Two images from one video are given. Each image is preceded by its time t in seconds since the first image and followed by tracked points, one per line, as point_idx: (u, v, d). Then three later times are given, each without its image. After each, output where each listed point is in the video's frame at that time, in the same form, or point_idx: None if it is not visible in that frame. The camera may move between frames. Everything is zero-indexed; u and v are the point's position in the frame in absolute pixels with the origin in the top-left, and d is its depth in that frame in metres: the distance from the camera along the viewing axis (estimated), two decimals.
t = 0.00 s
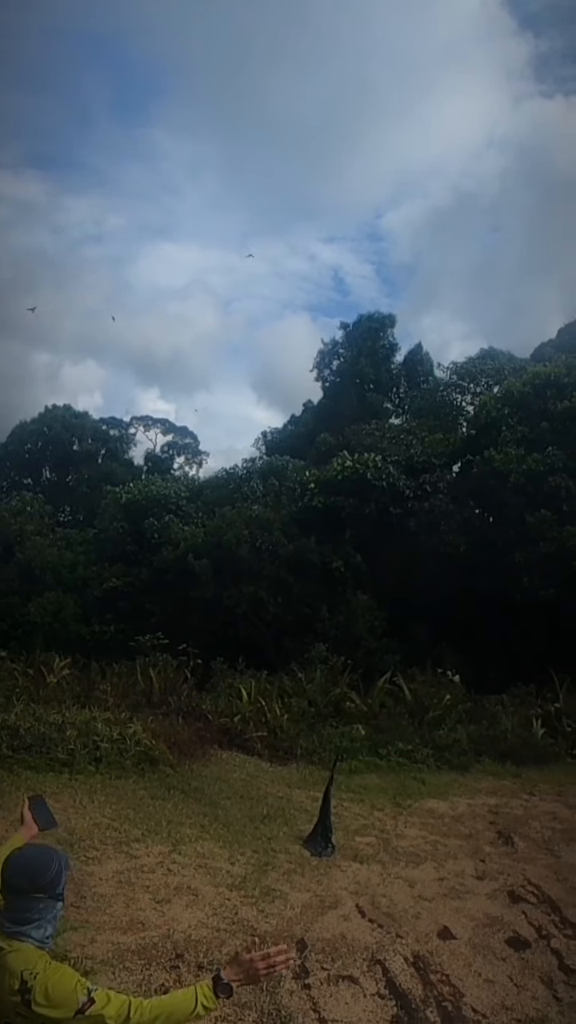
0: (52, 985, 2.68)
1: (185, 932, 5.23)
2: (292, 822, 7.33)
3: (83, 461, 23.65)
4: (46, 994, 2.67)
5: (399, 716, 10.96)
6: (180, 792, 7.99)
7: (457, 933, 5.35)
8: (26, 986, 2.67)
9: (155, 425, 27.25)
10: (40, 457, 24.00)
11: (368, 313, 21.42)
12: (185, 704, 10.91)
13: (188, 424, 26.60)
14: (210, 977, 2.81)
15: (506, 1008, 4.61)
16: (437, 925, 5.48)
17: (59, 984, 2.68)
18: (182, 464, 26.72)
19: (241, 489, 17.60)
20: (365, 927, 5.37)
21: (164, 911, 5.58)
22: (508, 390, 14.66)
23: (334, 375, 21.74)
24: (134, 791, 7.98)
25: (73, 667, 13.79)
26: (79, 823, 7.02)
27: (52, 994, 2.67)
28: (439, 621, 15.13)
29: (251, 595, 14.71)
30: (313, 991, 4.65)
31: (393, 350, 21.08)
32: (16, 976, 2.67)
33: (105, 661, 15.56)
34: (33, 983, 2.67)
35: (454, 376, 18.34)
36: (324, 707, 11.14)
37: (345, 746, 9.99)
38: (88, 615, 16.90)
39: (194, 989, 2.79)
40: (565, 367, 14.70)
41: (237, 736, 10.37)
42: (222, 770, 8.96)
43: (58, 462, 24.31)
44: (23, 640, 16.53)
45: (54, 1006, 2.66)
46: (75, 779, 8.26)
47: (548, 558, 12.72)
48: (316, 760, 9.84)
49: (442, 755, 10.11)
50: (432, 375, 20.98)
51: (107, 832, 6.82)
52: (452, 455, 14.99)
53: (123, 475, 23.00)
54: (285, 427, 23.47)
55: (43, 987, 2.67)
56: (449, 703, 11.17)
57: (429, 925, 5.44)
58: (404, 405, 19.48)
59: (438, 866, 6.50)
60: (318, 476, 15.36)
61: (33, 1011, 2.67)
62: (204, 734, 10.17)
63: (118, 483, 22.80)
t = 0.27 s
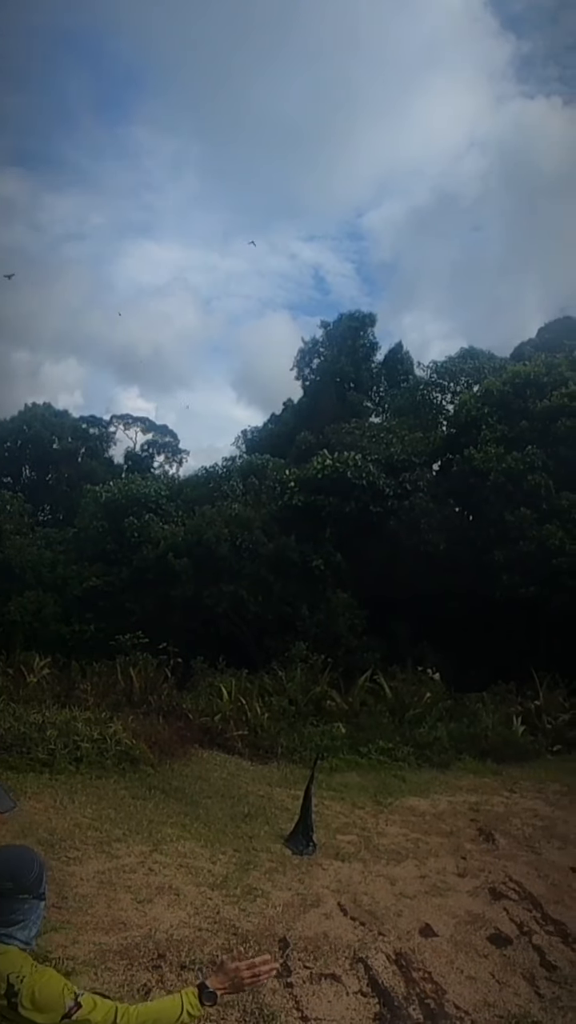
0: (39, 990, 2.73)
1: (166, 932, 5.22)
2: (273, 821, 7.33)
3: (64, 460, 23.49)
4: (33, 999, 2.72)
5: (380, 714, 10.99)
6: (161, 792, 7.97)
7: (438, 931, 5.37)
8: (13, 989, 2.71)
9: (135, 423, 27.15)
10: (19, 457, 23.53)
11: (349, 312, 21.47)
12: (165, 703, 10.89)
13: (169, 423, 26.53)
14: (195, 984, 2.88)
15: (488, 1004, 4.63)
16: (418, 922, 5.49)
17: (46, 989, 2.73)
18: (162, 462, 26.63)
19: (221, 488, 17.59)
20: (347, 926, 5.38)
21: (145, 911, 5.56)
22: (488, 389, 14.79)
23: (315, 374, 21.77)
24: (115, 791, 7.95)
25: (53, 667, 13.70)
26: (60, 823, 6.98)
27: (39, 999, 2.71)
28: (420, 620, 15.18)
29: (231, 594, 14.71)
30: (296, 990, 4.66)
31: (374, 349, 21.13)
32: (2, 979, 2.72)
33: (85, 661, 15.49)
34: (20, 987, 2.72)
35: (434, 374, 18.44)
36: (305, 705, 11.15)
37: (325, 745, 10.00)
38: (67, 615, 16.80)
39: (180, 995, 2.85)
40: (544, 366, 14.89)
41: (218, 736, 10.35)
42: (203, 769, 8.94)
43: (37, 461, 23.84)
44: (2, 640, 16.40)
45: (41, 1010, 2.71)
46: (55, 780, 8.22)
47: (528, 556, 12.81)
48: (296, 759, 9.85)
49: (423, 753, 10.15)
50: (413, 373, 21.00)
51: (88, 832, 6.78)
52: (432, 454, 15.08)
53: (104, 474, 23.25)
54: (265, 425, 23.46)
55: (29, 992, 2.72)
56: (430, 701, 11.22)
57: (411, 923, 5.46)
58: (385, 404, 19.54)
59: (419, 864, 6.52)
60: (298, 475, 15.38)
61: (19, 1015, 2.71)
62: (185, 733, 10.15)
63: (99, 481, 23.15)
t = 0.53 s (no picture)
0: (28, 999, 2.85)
1: (148, 934, 5.20)
2: (254, 821, 7.32)
3: (44, 460, 23.20)
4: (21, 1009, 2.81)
5: (360, 714, 11.02)
6: (141, 792, 7.95)
7: (419, 929, 5.39)
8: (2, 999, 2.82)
9: (114, 423, 27.05)
10: None
11: (328, 312, 21.53)
12: (145, 703, 10.85)
13: (148, 422, 26.45)
14: (179, 994, 3.36)
15: (470, 1002, 4.65)
16: (400, 922, 5.51)
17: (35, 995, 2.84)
18: (142, 462, 26.55)
19: (201, 488, 17.58)
20: (328, 925, 5.39)
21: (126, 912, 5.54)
22: (467, 390, 14.88)
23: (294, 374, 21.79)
24: (94, 792, 7.91)
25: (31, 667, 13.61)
26: (39, 825, 6.94)
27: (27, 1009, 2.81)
28: (400, 619, 15.23)
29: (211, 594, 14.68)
30: (278, 990, 4.66)
31: (353, 349, 21.19)
32: None
33: (64, 662, 15.40)
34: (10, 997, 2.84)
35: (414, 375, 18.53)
36: (285, 705, 11.16)
37: (306, 745, 10.01)
38: (46, 616, 16.70)
39: (165, 1002, 3.34)
40: (522, 367, 15.06)
41: (198, 736, 10.32)
42: (183, 770, 8.92)
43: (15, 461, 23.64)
44: None
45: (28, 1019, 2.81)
46: (35, 781, 8.17)
47: (507, 556, 12.88)
48: (276, 759, 9.85)
49: (402, 752, 10.19)
50: (392, 373, 21.07)
51: (67, 833, 6.75)
52: (411, 453, 15.15)
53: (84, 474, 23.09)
54: (244, 425, 23.45)
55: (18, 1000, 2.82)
56: (409, 700, 11.26)
57: (392, 922, 5.48)
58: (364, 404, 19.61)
59: (400, 863, 6.54)
60: (277, 475, 15.39)
61: None
62: (165, 733, 10.12)
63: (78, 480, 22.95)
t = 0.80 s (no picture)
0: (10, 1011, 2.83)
1: (129, 936, 5.18)
2: (235, 821, 7.31)
3: (23, 459, 22.98)
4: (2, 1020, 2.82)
5: (340, 713, 11.04)
6: (121, 793, 7.92)
7: (401, 929, 5.40)
8: None
9: (94, 422, 26.91)
10: None
11: (308, 312, 21.56)
12: (125, 704, 10.81)
13: (128, 422, 26.34)
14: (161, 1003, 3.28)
15: (452, 1001, 4.66)
16: (381, 921, 5.52)
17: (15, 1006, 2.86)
18: (121, 462, 26.43)
19: (180, 487, 17.54)
20: (310, 925, 5.39)
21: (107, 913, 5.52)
22: (446, 390, 14.95)
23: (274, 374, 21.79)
24: (74, 794, 7.87)
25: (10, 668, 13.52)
26: (19, 827, 6.89)
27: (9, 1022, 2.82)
28: (380, 619, 15.26)
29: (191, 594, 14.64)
30: (260, 990, 4.66)
31: (333, 348, 21.22)
32: None
33: (43, 663, 15.30)
34: None
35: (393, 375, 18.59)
36: (265, 705, 11.15)
37: (286, 745, 10.02)
38: (25, 616, 16.58)
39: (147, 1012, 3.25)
40: (502, 367, 15.17)
41: (178, 736, 10.29)
42: (163, 771, 8.90)
43: None
44: None
45: None
46: (14, 783, 8.11)
47: (486, 555, 12.93)
48: (257, 759, 9.84)
49: (383, 751, 10.21)
50: (372, 373, 21.11)
51: (47, 835, 6.71)
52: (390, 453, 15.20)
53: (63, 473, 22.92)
54: (224, 425, 23.41)
55: None
56: (389, 699, 11.29)
57: (374, 921, 5.49)
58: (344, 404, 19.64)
59: (382, 863, 6.55)
60: (257, 475, 15.39)
61: None
62: (145, 733, 10.09)
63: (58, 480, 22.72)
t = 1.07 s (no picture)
0: None
1: (110, 936, 5.16)
2: (216, 821, 7.30)
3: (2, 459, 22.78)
4: None
5: (321, 712, 11.06)
6: (101, 794, 7.89)
7: (383, 927, 5.42)
8: None
9: (74, 422, 26.77)
10: None
11: (289, 311, 21.60)
12: (104, 703, 10.75)
13: (108, 421, 26.23)
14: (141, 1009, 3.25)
15: (435, 1000, 4.66)
16: (363, 920, 5.53)
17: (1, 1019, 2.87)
18: (101, 461, 26.31)
19: (160, 487, 17.52)
20: (292, 924, 5.40)
21: (88, 915, 5.50)
22: (426, 391, 15.05)
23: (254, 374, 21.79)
24: (54, 794, 7.82)
25: None
26: None
27: None
28: (360, 619, 15.29)
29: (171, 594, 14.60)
30: (242, 990, 4.66)
31: (314, 348, 21.25)
32: None
33: (22, 663, 15.20)
34: None
35: (373, 375, 18.64)
36: (245, 705, 11.15)
37: (266, 745, 10.03)
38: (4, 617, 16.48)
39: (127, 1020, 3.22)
40: (482, 366, 15.25)
41: (158, 736, 10.26)
42: (144, 770, 8.87)
43: None
44: None
45: None
46: None
47: (466, 555, 12.97)
48: (237, 759, 9.84)
49: (363, 750, 10.24)
50: (352, 372, 21.13)
51: (27, 836, 6.67)
52: (370, 453, 15.26)
53: (42, 473, 22.76)
54: (204, 424, 23.38)
55: None
56: (370, 699, 11.32)
57: (356, 920, 5.51)
58: (324, 404, 19.67)
59: (363, 861, 6.56)
60: (237, 474, 15.39)
61: None
62: (125, 732, 10.04)
63: (38, 480, 22.57)
